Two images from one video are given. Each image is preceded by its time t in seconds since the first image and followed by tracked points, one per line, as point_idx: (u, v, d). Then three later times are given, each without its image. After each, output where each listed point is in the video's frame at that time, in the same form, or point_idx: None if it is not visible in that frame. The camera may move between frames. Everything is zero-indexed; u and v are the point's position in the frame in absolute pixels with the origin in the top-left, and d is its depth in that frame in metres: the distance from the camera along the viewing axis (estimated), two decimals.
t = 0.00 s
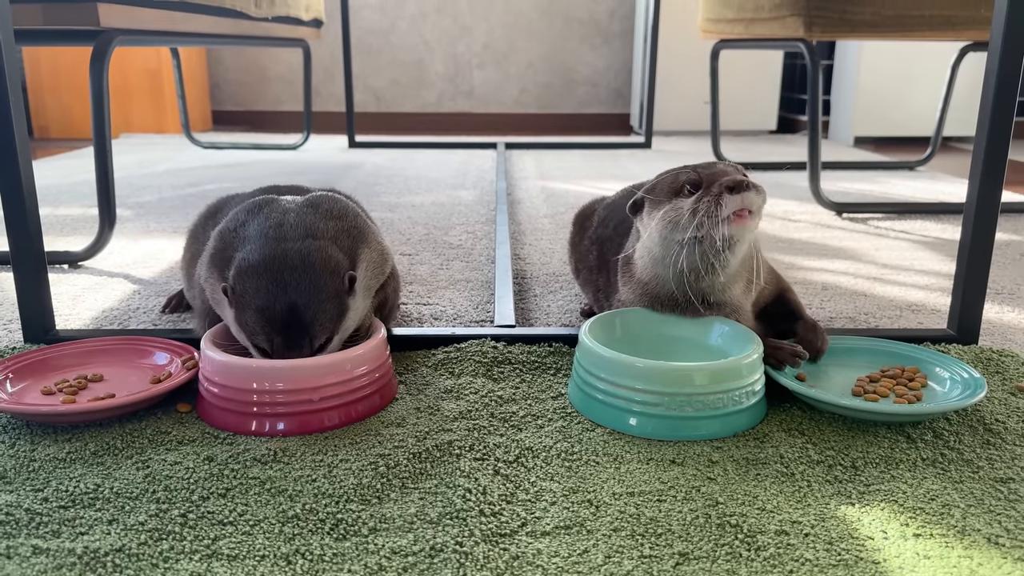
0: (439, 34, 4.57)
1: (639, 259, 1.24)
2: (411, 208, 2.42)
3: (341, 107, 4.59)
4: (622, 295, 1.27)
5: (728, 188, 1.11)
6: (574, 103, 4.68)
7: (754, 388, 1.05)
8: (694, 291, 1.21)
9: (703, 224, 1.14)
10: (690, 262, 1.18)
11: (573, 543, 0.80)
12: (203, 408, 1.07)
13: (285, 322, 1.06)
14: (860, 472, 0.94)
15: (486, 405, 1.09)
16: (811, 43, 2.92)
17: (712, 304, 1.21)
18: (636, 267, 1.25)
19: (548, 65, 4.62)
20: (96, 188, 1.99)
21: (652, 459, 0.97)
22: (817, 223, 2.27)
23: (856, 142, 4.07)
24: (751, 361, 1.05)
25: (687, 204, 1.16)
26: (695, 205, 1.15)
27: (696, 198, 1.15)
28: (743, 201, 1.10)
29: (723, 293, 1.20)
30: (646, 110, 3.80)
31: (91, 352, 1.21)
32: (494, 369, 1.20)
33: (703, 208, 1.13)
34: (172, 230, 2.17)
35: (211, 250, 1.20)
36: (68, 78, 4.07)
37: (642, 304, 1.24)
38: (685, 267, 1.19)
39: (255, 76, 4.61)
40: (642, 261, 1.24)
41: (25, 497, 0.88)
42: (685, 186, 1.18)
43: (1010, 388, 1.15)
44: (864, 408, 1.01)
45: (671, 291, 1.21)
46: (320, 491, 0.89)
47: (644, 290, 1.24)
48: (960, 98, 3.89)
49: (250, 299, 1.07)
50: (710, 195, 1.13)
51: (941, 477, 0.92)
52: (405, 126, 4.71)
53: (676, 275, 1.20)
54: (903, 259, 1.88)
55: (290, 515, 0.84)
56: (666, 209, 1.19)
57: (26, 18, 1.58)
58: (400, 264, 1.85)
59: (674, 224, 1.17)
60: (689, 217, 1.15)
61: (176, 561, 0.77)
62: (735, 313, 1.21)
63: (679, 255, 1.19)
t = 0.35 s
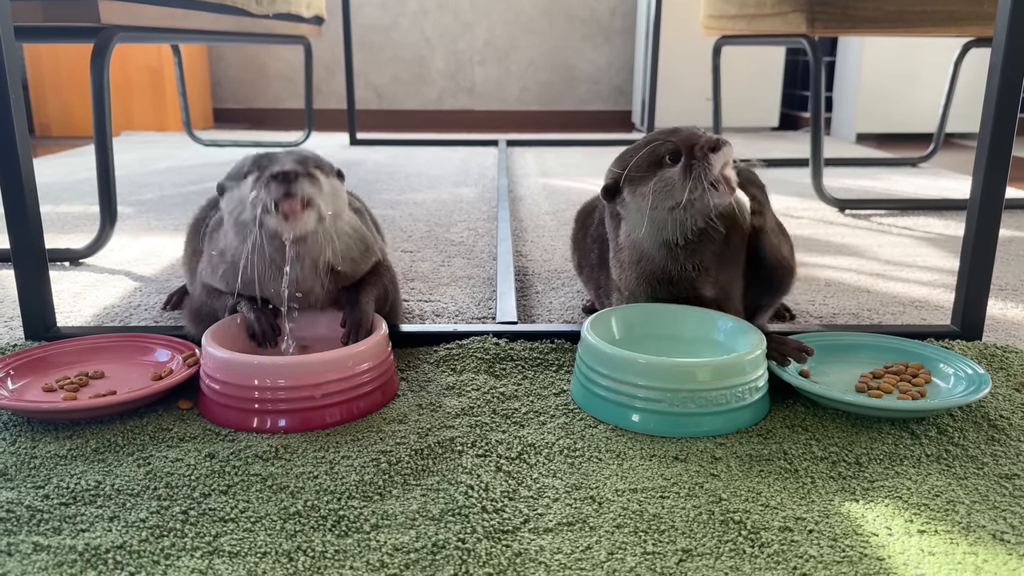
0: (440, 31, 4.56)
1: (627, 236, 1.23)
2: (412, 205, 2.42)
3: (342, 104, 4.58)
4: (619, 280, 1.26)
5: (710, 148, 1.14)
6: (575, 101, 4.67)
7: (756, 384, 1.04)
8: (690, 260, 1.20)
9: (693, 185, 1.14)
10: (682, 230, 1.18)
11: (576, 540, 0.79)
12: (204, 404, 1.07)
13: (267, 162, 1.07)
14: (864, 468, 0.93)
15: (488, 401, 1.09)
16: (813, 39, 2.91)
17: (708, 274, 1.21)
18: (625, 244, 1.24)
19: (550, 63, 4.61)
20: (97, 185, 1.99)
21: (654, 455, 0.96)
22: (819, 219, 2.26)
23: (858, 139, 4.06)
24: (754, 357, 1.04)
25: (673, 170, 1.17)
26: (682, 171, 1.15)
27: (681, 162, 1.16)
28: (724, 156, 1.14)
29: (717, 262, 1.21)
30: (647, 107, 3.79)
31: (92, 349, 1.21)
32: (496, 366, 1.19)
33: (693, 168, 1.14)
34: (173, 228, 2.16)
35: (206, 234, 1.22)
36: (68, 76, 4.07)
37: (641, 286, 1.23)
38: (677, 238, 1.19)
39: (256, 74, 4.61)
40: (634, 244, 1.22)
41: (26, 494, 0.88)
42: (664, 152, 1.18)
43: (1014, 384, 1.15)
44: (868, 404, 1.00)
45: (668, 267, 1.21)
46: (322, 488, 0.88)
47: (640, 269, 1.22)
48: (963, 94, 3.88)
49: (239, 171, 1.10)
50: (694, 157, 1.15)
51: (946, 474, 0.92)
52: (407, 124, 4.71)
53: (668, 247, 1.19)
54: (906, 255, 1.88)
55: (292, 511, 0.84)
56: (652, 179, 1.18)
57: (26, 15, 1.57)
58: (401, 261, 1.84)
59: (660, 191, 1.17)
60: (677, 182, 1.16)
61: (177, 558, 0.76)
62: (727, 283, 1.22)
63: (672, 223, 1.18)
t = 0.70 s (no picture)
0: (443, 29, 4.56)
1: (628, 237, 1.24)
2: (416, 204, 2.41)
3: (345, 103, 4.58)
4: (618, 286, 1.27)
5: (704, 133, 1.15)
6: (578, 99, 4.67)
7: (762, 384, 1.04)
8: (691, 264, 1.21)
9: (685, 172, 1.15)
10: (682, 224, 1.19)
11: (583, 540, 0.79)
12: (210, 404, 1.07)
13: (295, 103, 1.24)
14: (870, 468, 0.93)
15: (494, 401, 1.09)
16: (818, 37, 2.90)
17: (709, 286, 1.21)
18: (628, 247, 1.25)
19: (552, 61, 4.61)
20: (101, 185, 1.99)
21: (660, 456, 0.96)
22: (824, 218, 2.26)
23: (862, 136, 4.05)
24: (760, 357, 1.04)
25: (663, 156, 1.16)
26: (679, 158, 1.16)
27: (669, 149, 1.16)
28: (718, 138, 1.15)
29: (718, 270, 1.21)
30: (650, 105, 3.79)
31: (97, 349, 1.21)
32: (501, 365, 1.19)
33: (682, 153, 1.14)
34: (176, 227, 2.17)
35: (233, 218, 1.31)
36: (72, 75, 4.07)
37: (643, 294, 1.24)
38: (677, 235, 1.20)
39: (258, 73, 4.61)
40: (636, 247, 1.23)
41: (33, 494, 0.88)
42: (653, 142, 1.19)
43: (1021, 383, 1.14)
44: (874, 404, 1.00)
45: (669, 274, 1.22)
46: (328, 488, 0.88)
47: (641, 279, 1.24)
48: (967, 92, 3.87)
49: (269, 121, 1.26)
50: (679, 138, 1.15)
51: (953, 473, 0.92)
52: (410, 122, 4.71)
53: (668, 248, 1.21)
54: (911, 254, 1.87)
55: (299, 512, 0.84)
56: (643, 171, 1.19)
57: (30, 15, 1.57)
58: (405, 260, 1.84)
59: (654, 180, 1.18)
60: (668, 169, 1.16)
61: (184, 558, 0.77)
62: (730, 292, 1.22)
63: (672, 218, 1.19)
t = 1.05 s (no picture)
0: (445, 28, 4.56)
1: (644, 242, 1.23)
2: (418, 204, 2.41)
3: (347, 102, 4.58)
4: (621, 288, 1.27)
5: (729, 139, 1.15)
6: (580, 98, 4.67)
7: (764, 383, 1.04)
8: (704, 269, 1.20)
9: (717, 185, 1.15)
10: (699, 228, 1.19)
11: (584, 540, 0.79)
12: (212, 404, 1.07)
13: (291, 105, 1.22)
14: (872, 468, 0.93)
15: (496, 401, 1.09)
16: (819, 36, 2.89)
17: (716, 291, 1.21)
18: (641, 251, 1.23)
19: (554, 60, 4.61)
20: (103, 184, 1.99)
21: (662, 455, 0.96)
22: (826, 217, 2.26)
23: (863, 136, 4.05)
24: (761, 357, 1.04)
25: (695, 168, 1.17)
26: (704, 167, 1.16)
27: (702, 162, 1.16)
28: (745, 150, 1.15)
29: (725, 275, 1.21)
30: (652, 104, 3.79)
31: (99, 349, 1.21)
32: (503, 364, 1.19)
33: (715, 166, 1.15)
34: (179, 227, 2.17)
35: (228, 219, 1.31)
36: (74, 75, 4.08)
37: (648, 296, 1.23)
38: (697, 243, 1.20)
39: (261, 72, 4.61)
40: (649, 250, 1.22)
41: (36, 494, 0.88)
42: (681, 152, 1.20)
43: None
44: (876, 404, 1.00)
45: (678, 278, 1.21)
46: (331, 488, 0.88)
47: (650, 283, 1.23)
48: (969, 91, 3.86)
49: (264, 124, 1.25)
50: (713, 151, 1.16)
51: (955, 473, 0.92)
52: (411, 121, 4.70)
53: (685, 254, 1.20)
54: (913, 253, 1.87)
55: (301, 512, 0.84)
56: (671, 181, 1.20)
57: (32, 15, 1.57)
58: (407, 260, 1.84)
59: (682, 190, 1.18)
60: (699, 181, 1.17)
61: (187, 559, 0.77)
62: (736, 297, 1.22)
63: (689, 223, 1.19)
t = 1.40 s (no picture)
0: (446, 28, 4.56)
1: (651, 232, 1.22)
2: (419, 204, 2.42)
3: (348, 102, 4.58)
4: (620, 284, 1.27)
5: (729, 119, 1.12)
6: (581, 98, 4.67)
7: (765, 384, 1.04)
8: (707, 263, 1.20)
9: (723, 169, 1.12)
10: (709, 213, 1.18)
11: (584, 540, 0.79)
12: (213, 404, 1.08)
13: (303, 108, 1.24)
14: (872, 468, 0.93)
15: (496, 401, 1.09)
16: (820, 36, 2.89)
17: (716, 286, 1.21)
18: (648, 242, 1.22)
19: (555, 60, 4.61)
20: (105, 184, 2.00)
21: (663, 456, 0.96)
22: (827, 217, 2.26)
23: (865, 135, 4.05)
24: (762, 357, 1.04)
25: (698, 150, 1.14)
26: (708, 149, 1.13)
27: (706, 145, 1.13)
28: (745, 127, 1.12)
29: (724, 270, 1.21)
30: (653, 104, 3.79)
31: (100, 349, 1.21)
32: (504, 365, 1.19)
33: (717, 147, 1.12)
34: (180, 227, 2.17)
35: (229, 217, 1.30)
36: (75, 75, 4.08)
37: (650, 293, 1.23)
38: (703, 232, 1.19)
39: (262, 72, 4.61)
40: (657, 243, 1.21)
41: (36, 494, 0.88)
42: (684, 137, 1.16)
43: None
44: (876, 404, 1.00)
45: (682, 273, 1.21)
46: (331, 488, 0.89)
47: (654, 277, 1.23)
48: (971, 91, 3.86)
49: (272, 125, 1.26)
50: (715, 131, 1.12)
51: (955, 474, 0.92)
52: (413, 121, 4.71)
53: (692, 246, 1.19)
54: (914, 254, 1.87)
55: (301, 512, 0.84)
56: (678, 169, 1.16)
57: (34, 15, 1.58)
58: (408, 260, 1.84)
59: (688, 176, 1.15)
60: (704, 165, 1.13)
61: (187, 559, 0.77)
62: (733, 292, 1.22)
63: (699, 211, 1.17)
